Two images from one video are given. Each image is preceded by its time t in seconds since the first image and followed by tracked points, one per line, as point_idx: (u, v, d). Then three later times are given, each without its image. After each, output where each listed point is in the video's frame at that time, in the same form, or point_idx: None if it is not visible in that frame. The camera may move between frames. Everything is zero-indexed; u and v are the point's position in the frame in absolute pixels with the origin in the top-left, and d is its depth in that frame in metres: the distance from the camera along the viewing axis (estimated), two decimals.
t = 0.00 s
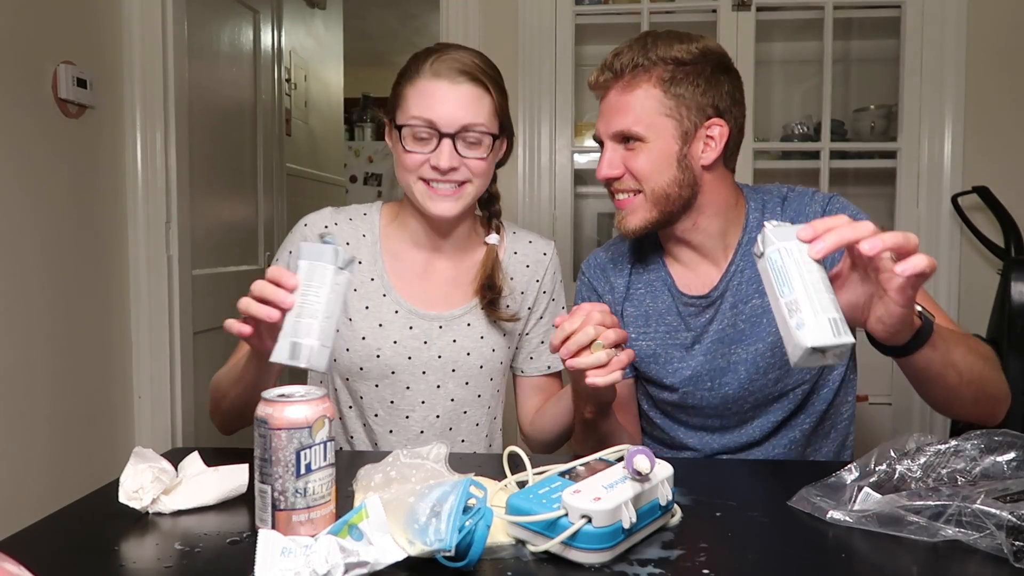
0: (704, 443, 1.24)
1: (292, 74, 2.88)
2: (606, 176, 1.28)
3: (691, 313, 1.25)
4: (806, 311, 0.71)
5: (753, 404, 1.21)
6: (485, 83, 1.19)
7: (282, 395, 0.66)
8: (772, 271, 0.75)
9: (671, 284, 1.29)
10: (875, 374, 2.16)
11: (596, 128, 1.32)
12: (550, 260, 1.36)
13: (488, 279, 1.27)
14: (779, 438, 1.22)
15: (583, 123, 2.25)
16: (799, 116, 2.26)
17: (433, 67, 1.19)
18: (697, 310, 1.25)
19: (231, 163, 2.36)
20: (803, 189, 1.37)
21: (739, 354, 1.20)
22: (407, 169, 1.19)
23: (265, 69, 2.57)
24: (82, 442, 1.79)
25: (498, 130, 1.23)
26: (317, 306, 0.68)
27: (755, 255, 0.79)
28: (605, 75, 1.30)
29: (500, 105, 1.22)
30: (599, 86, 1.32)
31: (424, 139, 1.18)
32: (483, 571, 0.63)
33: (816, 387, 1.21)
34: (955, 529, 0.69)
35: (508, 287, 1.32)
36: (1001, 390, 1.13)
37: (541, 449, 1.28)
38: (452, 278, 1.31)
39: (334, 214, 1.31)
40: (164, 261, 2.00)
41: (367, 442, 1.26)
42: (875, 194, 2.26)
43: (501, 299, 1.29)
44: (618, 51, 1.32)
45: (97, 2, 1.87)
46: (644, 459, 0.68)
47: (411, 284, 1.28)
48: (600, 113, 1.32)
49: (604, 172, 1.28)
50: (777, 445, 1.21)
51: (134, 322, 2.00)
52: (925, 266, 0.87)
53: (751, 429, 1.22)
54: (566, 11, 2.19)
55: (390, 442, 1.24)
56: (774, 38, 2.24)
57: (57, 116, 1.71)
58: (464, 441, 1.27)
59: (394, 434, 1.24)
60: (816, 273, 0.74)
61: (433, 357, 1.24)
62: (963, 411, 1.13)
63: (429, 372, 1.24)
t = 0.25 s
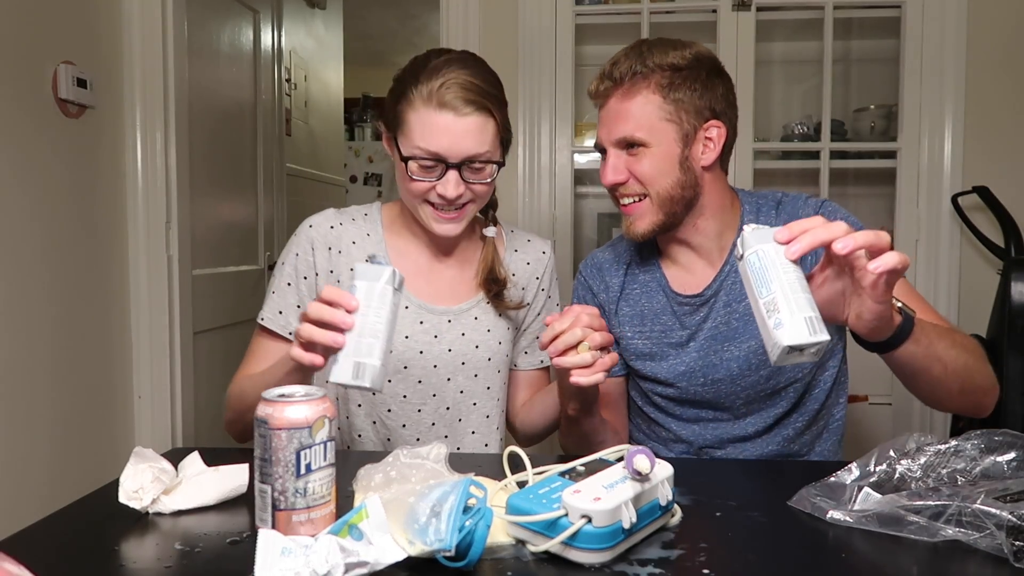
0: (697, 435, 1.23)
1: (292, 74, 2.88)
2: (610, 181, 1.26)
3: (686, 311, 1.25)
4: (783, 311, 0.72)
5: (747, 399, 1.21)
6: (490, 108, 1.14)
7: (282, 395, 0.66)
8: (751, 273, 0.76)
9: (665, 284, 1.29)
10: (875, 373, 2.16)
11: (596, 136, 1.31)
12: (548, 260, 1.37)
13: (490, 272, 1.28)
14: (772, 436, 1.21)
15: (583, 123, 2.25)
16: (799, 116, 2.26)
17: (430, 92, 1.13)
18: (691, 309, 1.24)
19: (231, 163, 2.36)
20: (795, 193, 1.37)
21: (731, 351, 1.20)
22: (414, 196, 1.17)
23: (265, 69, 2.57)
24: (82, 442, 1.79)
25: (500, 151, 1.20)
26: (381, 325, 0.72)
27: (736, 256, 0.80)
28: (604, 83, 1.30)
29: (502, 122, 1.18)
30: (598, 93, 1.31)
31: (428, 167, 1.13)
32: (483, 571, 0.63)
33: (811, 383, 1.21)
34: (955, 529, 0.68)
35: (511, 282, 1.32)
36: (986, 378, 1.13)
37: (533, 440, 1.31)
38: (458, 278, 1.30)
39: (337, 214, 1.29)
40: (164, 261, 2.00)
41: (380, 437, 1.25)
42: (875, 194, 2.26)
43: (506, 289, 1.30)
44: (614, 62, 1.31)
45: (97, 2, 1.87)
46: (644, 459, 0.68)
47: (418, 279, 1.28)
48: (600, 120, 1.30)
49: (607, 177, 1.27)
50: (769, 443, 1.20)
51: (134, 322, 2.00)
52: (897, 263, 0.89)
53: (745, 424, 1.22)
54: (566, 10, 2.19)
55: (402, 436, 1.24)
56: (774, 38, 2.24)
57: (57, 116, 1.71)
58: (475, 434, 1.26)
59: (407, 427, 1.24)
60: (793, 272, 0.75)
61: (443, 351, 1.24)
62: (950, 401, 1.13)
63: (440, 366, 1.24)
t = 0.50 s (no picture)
0: (698, 433, 1.22)
1: (292, 74, 2.88)
2: (623, 195, 1.25)
3: (684, 313, 1.26)
4: (785, 326, 0.73)
5: (744, 396, 1.21)
6: (488, 111, 1.14)
7: (282, 395, 0.66)
8: (752, 285, 0.77)
9: (664, 289, 1.29)
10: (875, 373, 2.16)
11: (601, 149, 1.29)
12: (541, 246, 1.38)
13: (487, 260, 1.28)
14: (771, 430, 1.20)
15: (583, 123, 2.26)
16: (799, 116, 2.26)
17: (428, 95, 1.13)
18: (689, 311, 1.25)
19: (231, 162, 2.36)
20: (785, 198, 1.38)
21: (729, 351, 1.21)
22: (414, 198, 1.17)
23: (265, 69, 2.57)
24: (82, 442, 1.79)
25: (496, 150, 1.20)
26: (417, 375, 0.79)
27: (737, 267, 0.80)
28: (604, 100, 1.28)
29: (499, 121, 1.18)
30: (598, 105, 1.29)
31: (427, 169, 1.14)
32: (483, 571, 0.63)
33: (808, 377, 1.21)
34: (955, 529, 0.68)
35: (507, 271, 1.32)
36: (967, 385, 1.13)
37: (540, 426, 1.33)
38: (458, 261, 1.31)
39: (334, 208, 1.28)
40: (164, 261, 2.00)
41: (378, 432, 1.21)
42: (875, 194, 2.26)
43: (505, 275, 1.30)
44: (614, 79, 1.29)
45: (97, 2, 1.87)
46: (644, 459, 0.68)
47: (419, 268, 1.27)
48: (604, 131, 1.29)
49: (619, 190, 1.25)
50: (769, 437, 1.20)
51: (134, 322, 2.00)
52: (894, 281, 0.89)
53: (740, 420, 1.21)
54: (566, 10, 2.19)
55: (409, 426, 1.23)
56: (775, 37, 2.24)
57: (57, 116, 1.70)
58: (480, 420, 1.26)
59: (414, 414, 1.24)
60: (794, 287, 0.76)
61: (448, 337, 1.24)
62: (930, 402, 1.13)
63: (445, 353, 1.24)
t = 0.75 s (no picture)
0: (697, 433, 1.22)
1: (292, 74, 2.88)
2: (627, 189, 1.24)
3: (684, 310, 1.25)
4: (791, 305, 0.73)
5: (741, 394, 1.22)
6: (488, 108, 1.15)
7: (282, 395, 0.66)
8: (759, 269, 0.78)
9: (664, 284, 1.29)
10: (875, 373, 2.16)
11: (606, 143, 1.29)
12: (536, 240, 1.38)
13: (484, 254, 1.28)
14: (769, 430, 1.21)
15: (583, 122, 2.26)
16: (799, 116, 2.26)
17: (428, 92, 1.13)
18: (689, 308, 1.25)
19: (231, 162, 2.36)
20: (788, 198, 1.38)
21: (729, 348, 1.21)
22: (414, 196, 1.17)
23: (265, 69, 2.57)
24: (82, 442, 1.79)
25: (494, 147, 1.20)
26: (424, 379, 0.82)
27: (742, 256, 0.81)
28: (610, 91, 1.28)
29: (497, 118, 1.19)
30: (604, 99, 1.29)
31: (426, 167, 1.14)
32: (483, 571, 0.63)
33: (807, 377, 1.22)
34: (955, 529, 0.68)
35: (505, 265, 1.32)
36: (973, 376, 1.13)
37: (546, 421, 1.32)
38: (456, 256, 1.31)
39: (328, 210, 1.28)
40: (164, 261, 2.00)
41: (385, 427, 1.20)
42: (875, 194, 2.26)
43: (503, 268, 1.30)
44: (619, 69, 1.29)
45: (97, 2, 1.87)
46: (644, 459, 0.68)
47: (417, 265, 1.27)
48: (608, 126, 1.28)
49: (622, 184, 1.25)
50: (768, 437, 1.20)
51: (134, 322, 2.00)
52: (898, 260, 0.90)
53: (739, 419, 1.21)
54: (566, 10, 2.19)
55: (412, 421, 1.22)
56: (775, 37, 2.24)
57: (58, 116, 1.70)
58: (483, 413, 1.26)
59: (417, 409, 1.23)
60: (800, 269, 0.77)
61: (448, 331, 1.24)
62: (936, 398, 1.13)
63: (446, 347, 1.23)
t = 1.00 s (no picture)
0: (702, 441, 1.22)
1: (292, 74, 2.88)
2: (636, 196, 1.22)
3: (691, 321, 1.25)
4: (802, 325, 0.73)
5: (749, 403, 1.22)
6: (484, 106, 1.15)
7: (282, 395, 0.66)
8: (768, 286, 0.77)
9: (670, 294, 1.29)
10: (875, 373, 2.16)
11: (613, 148, 1.27)
12: (534, 241, 1.38)
13: (481, 252, 1.28)
14: (775, 439, 1.21)
15: (583, 123, 2.26)
16: (799, 116, 2.26)
17: (423, 91, 1.13)
18: (696, 319, 1.24)
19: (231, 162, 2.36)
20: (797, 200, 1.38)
21: (736, 358, 1.21)
22: (410, 196, 1.17)
23: (265, 69, 2.57)
24: (82, 442, 1.79)
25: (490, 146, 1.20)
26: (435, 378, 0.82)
27: (751, 269, 0.80)
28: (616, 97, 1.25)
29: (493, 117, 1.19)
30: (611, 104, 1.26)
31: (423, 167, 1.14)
32: (483, 571, 0.63)
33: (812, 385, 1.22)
34: (956, 529, 0.69)
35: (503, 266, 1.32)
36: (987, 390, 1.13)
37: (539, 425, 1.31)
38: (454, 255, 1.31)
39: (322, 213, 1.27)
40: (165, 261, 2.00)
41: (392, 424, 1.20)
42: (875, 194, 2.26)
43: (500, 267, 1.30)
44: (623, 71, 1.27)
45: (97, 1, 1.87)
46: (644, 459, 0.68)
47: (413, 265, 1.27)
48: (614, 130, 1.26)
49: (631, 191, 1.23)
50: (774, 446, 1.20)
51: (134, 322, 2.00)
52: (913, 278, 0.90)
53: (746, 428, 1.21)
54: (566, 10, 2.19)
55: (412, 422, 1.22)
56: (775, 37, 2.24)
57: (58, 116, 1.70)
58: (481, 413, 1.26)
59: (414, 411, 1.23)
60: (809, 286, 0.76)
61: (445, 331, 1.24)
62: (951, 412, 1.13)
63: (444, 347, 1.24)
